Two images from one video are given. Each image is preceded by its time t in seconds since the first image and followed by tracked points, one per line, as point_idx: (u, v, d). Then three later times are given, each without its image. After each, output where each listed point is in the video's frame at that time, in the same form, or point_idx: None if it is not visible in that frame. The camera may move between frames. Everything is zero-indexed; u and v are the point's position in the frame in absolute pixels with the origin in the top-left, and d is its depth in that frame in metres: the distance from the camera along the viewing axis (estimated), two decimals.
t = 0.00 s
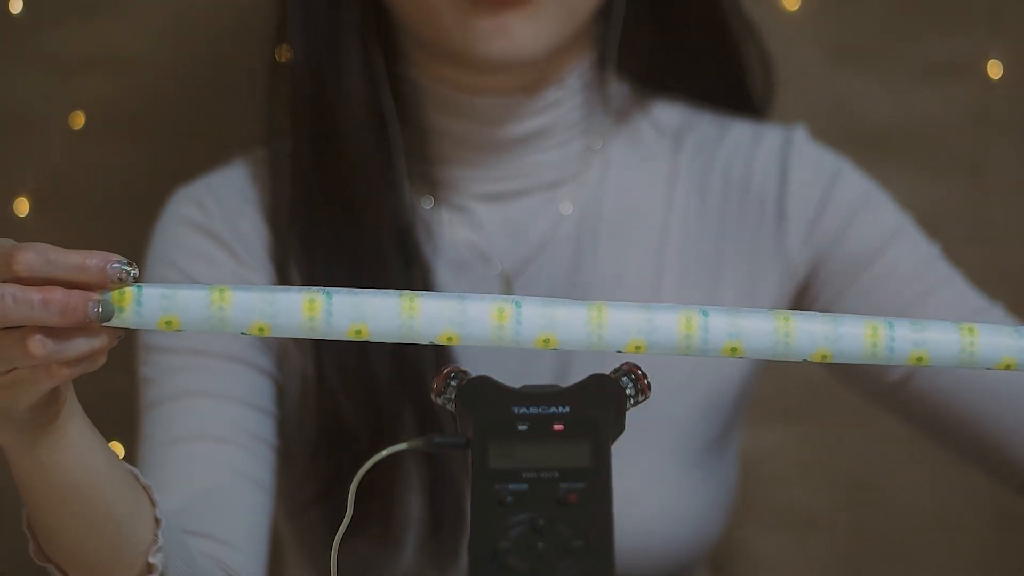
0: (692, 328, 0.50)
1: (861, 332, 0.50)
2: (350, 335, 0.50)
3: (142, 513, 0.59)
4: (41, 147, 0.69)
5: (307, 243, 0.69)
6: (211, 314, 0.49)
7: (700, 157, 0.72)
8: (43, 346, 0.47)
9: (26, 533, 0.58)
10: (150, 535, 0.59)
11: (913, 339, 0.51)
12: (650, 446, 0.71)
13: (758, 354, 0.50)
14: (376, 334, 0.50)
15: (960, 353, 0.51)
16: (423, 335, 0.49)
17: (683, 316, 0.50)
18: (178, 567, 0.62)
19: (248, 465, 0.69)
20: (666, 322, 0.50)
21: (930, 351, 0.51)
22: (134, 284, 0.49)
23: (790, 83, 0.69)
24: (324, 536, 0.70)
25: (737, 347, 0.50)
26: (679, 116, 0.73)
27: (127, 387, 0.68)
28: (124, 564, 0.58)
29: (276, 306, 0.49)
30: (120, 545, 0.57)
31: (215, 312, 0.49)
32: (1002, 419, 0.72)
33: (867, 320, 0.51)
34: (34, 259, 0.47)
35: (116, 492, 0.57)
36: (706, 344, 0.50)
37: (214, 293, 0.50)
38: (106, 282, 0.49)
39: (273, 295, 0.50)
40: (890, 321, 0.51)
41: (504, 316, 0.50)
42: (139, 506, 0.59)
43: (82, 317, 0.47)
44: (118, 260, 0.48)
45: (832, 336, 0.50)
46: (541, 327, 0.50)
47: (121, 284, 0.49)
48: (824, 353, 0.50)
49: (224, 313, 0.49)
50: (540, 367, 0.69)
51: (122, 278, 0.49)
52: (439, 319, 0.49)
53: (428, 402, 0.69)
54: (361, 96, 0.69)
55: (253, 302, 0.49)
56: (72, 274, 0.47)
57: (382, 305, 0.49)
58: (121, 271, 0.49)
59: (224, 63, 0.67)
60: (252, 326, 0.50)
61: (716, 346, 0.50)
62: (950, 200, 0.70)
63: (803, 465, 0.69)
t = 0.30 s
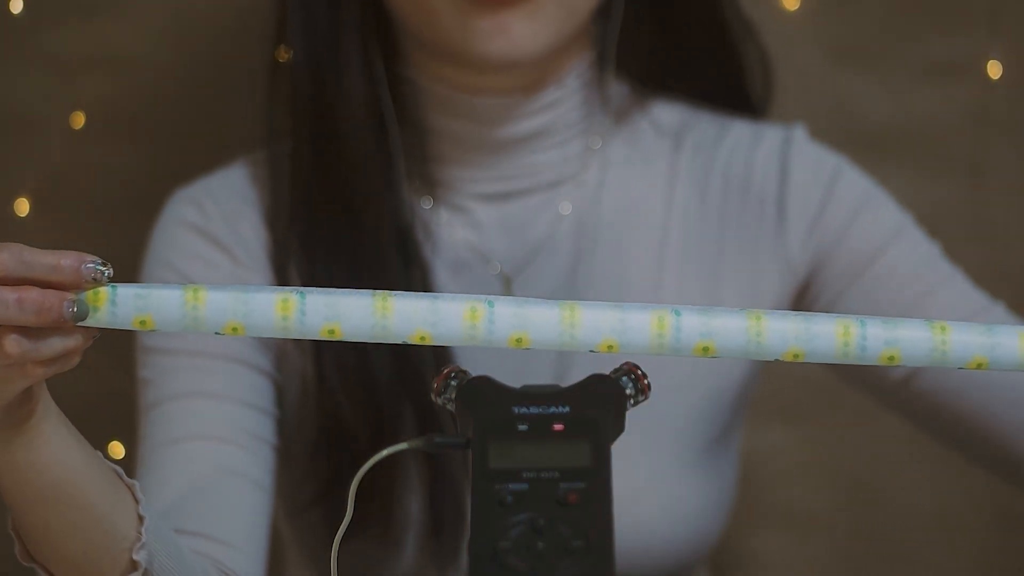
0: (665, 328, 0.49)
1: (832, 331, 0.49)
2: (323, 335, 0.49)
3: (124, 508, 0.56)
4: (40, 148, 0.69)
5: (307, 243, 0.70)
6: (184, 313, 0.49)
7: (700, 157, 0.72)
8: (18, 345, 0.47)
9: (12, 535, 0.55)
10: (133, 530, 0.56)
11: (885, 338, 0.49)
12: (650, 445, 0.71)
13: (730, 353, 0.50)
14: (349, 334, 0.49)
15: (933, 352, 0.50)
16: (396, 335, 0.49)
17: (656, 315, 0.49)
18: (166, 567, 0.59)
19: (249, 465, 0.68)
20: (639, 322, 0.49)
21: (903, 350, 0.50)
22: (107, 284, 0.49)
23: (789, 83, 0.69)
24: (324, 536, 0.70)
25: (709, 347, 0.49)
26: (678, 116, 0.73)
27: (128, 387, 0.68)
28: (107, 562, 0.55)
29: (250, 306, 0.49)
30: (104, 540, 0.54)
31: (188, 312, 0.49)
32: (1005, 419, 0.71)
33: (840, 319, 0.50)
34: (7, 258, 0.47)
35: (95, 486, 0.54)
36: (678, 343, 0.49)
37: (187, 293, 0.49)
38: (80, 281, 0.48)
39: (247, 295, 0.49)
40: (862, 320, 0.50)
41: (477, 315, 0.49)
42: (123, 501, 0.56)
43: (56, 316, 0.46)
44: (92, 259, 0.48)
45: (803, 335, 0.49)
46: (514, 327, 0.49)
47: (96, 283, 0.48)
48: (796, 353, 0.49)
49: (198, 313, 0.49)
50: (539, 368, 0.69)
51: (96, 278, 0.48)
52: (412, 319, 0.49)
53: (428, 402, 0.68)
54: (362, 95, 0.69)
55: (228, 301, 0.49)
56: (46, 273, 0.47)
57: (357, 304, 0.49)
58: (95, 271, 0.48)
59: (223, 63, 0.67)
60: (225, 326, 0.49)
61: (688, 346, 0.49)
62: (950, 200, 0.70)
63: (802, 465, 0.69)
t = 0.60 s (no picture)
0: (621, 315, 0.50)
1: (787, 315, 0.50)
2: (279, 329, 0.49)
3: (104, 505, 0.54)
4: (40, 148, 0.69)
5: (306, 243, 0.70)
6: (140, 311, 0.49)
7: (700, 158, 0.72)
8: None
9: None
10: (114, 530, 0.53)
11: (840, 321, 0.50)
12: (650, 445, 0.71)
13: (686, 339, 0.50)
14: (306, 329, 0.49)
15: (889, 335, 0.50)
16: (351, 327, 0.49)
17: (612, 303, 0.50)
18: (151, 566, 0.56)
19: (248, 466, 0.68)
20: (595, 310, 0.50)
21: (858, 333, 0.50)
22: (63, 284, 0.49)
23: (787, 82, 0.69)
24: (323, 537, 0.70)
25: (665, 333, 0.50)
26: (676, 117, 0.73)
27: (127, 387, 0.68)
28: (87, 562, 0.52)
29: (207, 302, 0.49)
30: (84, 538, 0.52)
31: (145, 309, 0.49)
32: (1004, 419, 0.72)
33: (794, 303, 0.50)
34: None
35: (71, 485, 0.52)
36: (635, 331, 0.50)
37: (143, 291, 0.49)
38: (36, 281, 0.48)
39: (203, 291, 0.49)
40: (817, 303, 0.51)
41: (433, 307, 0.49)
42: (103, 499, 0.54)
43: (12, 317, 0.46)
44: (46, 260, 0.48)
45: (758, 319, 0.50)
46: (469, 318, 0.49)
47: (51, 283, 0.48)
48: (751, 337, 0.50)
49: (154, 310, 0.49)
50: (537, 368, 0.69)
51: (51, 278, 0.48)
52: (369, 312, 0.49)
53: (427, 402, 0.69)
54: (358, 96, 0.69)
55: (183, 298, 0.49)
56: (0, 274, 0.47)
57: (312, 297, 0.49)
58: (50, 271, 0.48)
59: (223, 64, 0.67)
60: (182, 322, 0.49)
61: (644, 333, 0.50)
62: (950, 199, 0.70)
63: (801, 464, 0.69)
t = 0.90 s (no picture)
0: (543, 253, 0.45)
1: (715, 237, 0.44)
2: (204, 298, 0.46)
3: (82, 503, 0.50)
4: (40, 148, 0.69)
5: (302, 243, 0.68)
6: (63, 290, 0.46)
7: (698, 159, 0.73)
8: None
9: None
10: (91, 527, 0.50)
11: (771, 239, 0.44)
12: (649, 444, 0.69)
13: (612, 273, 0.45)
14: (230, 296, 0.46)
15: (827, 248, 0.44)
16: (274, 291, 0.46)
17: (533, 240, 0.45)
18: (137, 564, 0.52)
19: (243, 465, 0.65)
20: (515, 247, 0.45)
21: (792, 250, 0.44)
22: None
23: (785, 82, 0.70)
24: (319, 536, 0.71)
25: (591, 268, 0.45)
26: (676, 119, 0.74)
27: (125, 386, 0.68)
28: (66, 561, 0.49)
29: (126, 275, 0.46)
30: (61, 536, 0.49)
31: (68, 288, 0.46)
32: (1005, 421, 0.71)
33: (722, 224, 0.45)
34: None
35: (46, 479, 0.49)
36: (559, 267, 0.45)
37: (64, 270, 0.47)
38: None
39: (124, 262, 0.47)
40: (745, 221, 0.45)
41: (353, 261, 0.46)
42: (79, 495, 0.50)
43: None
44: None
45: (684, 244, 0.45)
46: (391, 269, 0.46)
47: None
48: (681, 264, 0.45)
49: (75, 288, 0.46)
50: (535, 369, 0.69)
51: None
52: (289, 270, 0.45)
53: (422, 402, 0.69)
54: (356, 97, 0.68)
55: (103, 271, 0.46)
56: None
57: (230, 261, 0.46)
58: None
59: (223, 67, 0.68)
60: (106, 298, 0.46)
61: (569, 269, 0.45)
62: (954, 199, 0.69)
63: (802, 464, 0.71)
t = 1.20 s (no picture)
0: (549, 251, 0.49)
1: (720, 236, 0.49)
2: (207, 295, 0.50)
3: (85, 504, 0.51)
4: (39, 147, 0.69)
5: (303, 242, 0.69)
6: (70, 289, 0.50)
7: (698, 161, 0.73)
8: None
9: None
10: (96, 526, 0.51)
11: (775, 237, 0.49)
12: (649, 445, 0.71)
13: (620, 270, 0.49)
14: (234, 293, 0.50)
15: (827, 246, 0.48)
16: (278, 289, 0.50)
17: (539, 239, 0.50)
18: (140, 564, 0.53)
19: (241, 463, 0.68)
20: (522, 246, 0.49)
21: (796, 248, 0.49)
22: None
23: (786, 81, 0.69)
24: (319, 536, 0.70)
25: (596, 266, 0.49)
26: (676, 121, 0.73)
27: (126, 385, 0.68)
28: (66, 561, 0.50)
29: (132, 275, 0.50)
30: (64, 537, 0.50)
31: (73, 288, 0.50)
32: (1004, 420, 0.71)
33: (728, 223, 0.49)
34: None
35: (48, 479, 0.50)
36: (564, 265, 0.49)
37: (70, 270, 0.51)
38: None
39: (129, 266, 0.51)
40: (751, 221, 0.49)
41: (358, 259, 0.50)
42: (84, 495, 0.51)
43: None
44: None
45: (690, 243, 0.49)
46: (398, 266, 0.50)
47: None
48: (686, 262, 0.49)
49: (82, 287, 0.50)
50: (535, 368, 0.69)
51: None
52: (293, 270, 0.50)
53: (425, 402, 0.69)
54: (359, 96, 0.69)
55: (109, 274, 0.50)
56: None
57: (234, 263, 0.50)
58: None
59: (224, 66, 0.67)
60: (112, 297, 0.50)
61: (575, 267, 0.49)
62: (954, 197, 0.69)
63: (801, 465, 0.69)
